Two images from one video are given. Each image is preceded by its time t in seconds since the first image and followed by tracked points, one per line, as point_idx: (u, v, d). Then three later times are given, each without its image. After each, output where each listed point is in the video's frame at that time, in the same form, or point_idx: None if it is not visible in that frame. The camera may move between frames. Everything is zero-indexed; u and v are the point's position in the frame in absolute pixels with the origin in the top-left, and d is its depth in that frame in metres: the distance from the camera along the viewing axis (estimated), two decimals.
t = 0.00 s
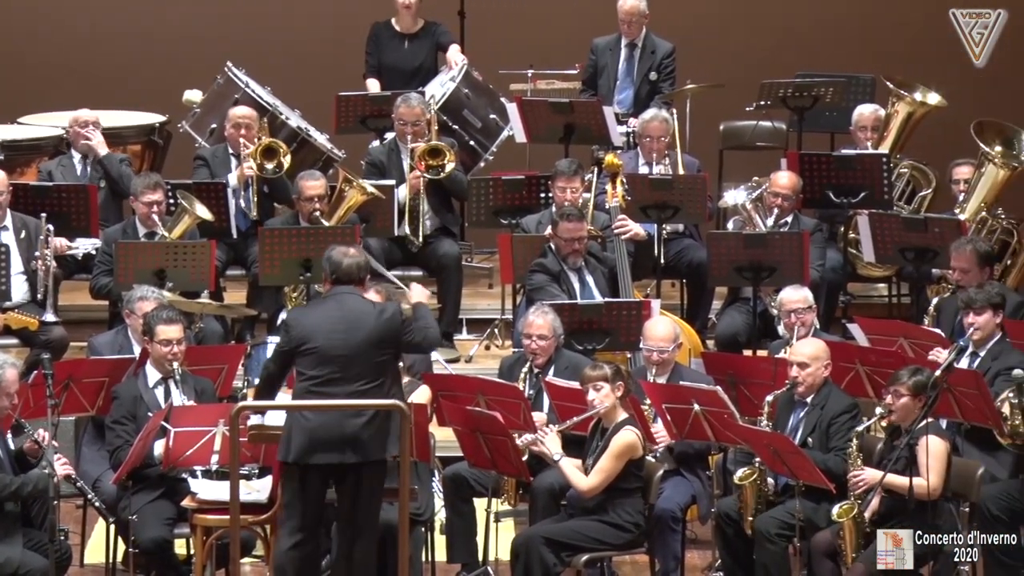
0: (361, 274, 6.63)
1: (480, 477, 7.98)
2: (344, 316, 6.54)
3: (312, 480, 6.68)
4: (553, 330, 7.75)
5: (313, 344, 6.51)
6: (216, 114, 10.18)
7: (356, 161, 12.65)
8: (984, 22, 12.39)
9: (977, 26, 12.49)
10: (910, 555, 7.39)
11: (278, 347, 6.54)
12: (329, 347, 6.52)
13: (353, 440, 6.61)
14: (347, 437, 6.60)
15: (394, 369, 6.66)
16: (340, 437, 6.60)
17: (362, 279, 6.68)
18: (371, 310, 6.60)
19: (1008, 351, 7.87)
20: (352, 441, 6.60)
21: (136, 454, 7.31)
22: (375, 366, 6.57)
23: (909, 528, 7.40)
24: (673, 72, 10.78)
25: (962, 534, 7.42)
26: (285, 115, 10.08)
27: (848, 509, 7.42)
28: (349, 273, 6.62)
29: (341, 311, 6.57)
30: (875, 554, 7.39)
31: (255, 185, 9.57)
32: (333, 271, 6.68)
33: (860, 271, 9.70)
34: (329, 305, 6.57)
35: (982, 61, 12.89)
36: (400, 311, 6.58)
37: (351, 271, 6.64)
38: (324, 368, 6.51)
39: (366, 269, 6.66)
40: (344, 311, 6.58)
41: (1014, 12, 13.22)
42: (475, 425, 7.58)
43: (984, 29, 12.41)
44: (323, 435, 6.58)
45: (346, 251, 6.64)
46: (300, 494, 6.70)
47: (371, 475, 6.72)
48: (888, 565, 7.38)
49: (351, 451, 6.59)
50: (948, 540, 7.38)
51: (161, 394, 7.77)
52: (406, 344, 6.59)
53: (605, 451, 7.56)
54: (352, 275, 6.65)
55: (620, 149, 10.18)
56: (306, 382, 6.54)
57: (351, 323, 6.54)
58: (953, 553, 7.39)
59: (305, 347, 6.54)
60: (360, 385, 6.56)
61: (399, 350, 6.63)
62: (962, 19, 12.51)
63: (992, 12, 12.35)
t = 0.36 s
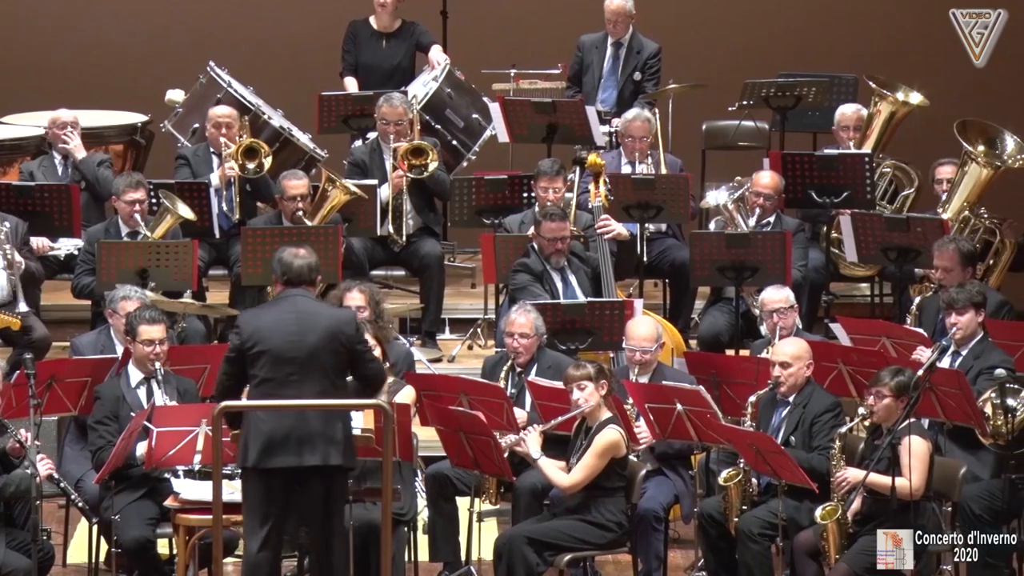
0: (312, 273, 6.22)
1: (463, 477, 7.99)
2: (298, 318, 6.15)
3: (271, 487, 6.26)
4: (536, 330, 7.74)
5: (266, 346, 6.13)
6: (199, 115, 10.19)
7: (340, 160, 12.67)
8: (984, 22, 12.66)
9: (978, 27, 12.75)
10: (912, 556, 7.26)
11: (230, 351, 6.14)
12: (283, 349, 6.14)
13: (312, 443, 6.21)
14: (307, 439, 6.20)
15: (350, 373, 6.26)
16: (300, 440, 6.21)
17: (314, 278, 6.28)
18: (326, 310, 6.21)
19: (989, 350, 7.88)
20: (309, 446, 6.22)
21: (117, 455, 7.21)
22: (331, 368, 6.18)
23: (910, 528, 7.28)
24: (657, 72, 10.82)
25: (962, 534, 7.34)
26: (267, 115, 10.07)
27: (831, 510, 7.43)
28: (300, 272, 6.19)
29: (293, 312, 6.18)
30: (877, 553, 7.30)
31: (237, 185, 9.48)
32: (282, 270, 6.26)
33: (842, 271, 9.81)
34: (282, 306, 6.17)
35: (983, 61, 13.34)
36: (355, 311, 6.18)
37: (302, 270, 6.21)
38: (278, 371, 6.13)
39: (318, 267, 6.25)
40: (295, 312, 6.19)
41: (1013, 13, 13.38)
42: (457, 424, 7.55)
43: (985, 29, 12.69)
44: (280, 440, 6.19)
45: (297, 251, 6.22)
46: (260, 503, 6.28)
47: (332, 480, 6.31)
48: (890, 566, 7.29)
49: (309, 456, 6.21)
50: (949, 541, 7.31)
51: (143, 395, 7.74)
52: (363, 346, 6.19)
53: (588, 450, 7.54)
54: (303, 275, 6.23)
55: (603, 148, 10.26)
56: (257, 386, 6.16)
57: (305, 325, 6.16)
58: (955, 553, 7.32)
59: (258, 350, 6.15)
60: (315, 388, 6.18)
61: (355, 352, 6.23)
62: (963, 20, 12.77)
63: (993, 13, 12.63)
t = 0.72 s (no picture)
0: (259, 274, 6.34)
1: (442, 478, 7.99)
2: (247, 318, 6.27)
3: (227, 487, 6.38)
4: (514, 330, 7.76)
5: (216, 347, 6.23)
6: (178, 115, 10.19)
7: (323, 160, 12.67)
8: (983, 22, 13.08)
9: (976, 27, 13.16)
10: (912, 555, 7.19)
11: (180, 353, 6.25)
12: (233, 349, 6.25)
13: (265, 441, 6.33)
14: (259, 437, 6.32)
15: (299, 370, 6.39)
16: (252, 438, 6.33)
17: (262, 279, 6.39)
18: (274, 310, 6.33)
19: (968, 350, 7.90)
20: (261, 444, 6.34)
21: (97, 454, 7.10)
22: (281, 366, 6.30)
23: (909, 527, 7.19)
24: (630, 71, 10.85)
25: (962, 534, 7.53)
26: (247, 115, 10.08)
27: (810, 511, 7.41)
28: (245, 274, 6.31)
29: (241, 313, 6.29)
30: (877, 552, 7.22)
31: (216, 187, 9.59)
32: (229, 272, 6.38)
33: (821, 271, 9.88)
34: (230, 308, 6.28)
35: (983, 61, 13.51)
36: (303, 310, 6.31)
37: (247, 272, 6.33)
38: (229, 370, 6.24)
39: (265, 268, 6.37)
40: (243, 313, 6.30)
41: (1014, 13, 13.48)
42: (438, 424, 7.46)
43: (984, 29, 13.11)
44: (232, 438, 6.31)
45: (243, 253, 6.34)
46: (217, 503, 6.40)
47: (286, 478, 6.43)
48: (889, 564, 7.21)
49: (263, 454, 6.33)
50: (948, 541, 7.52)
51: (122, 394, 7.71)
52: (311, 343, 6.32)
53: (567, 449, 7.50)
54: (249, 276, 6.35)
55: (582, 149, 10.26)
56: (207, 387, 6.27)
57: (254, 325, 6.27)
58: (954, 553, 7.50)
59: (209, 351, 6.25)
60: (266, 386, 6.30)
61: (303, 349, 6.36)
62: (962, 20, 13.19)
63: (991, 12, 13.06)
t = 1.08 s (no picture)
0: (232, 273, 6.33)
1: (423, 477, 7.97)
2: (222, 319, 6.26)
3: (205, 487, 6.42)
4: (496, 328, 7.75)
5: (193, 348, 6.23)
6: (160, 114, 10.22)
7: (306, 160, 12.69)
8: (984, 22, 12.81)
9: (977, 27, 12.90)
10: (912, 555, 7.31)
11: (156, 355, 6.25)
12: (210, 349, 6.25)
13: (244, 442, 6.35)
14: (237, 438, 6.34)
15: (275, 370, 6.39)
16: (231, 439, 6.34)
17: (235, 279, 6.39)
18: (249, 310, 6.32)
19: (949, 349, 7.90)
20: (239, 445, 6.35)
21: (77, 453, 7.10)
22: (257, 366, 6.31)
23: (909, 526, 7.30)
24: (601, 66, 10.88)
25: (962, 533, 7.49)
26: (228, 114, 10.09)
27: (791, 510, 7.37)
28: (218, 275, 6.30)
29: (216, 313, 6.29)
30: (875, 553, 7.29)
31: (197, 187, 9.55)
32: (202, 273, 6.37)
33: (802, 270, 9.90)
34: (205, 309, 6.27)
35: (983, 62, 13.49)
36: (278, 310, 6.31)
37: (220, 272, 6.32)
38: (206, 371, 6.24)
39: (238, 268, 6.36)
40: (218, 313, 6.30)
41: (1013, 13, 13.51)
42: (419, 424, 7.40)
43: (984, 29, 12.83)
44: (211, 439, 6.33)
45: (215, 253, 6.34)
46: (196, 502, 6.43)
47: (264, 478, 6.46)
48: (888, 565, 7.30)
49: (242, 453, 6.35)
50: (949, 540, 7.50)
51: (102, 392, 7.70)
52: (287, 343, 6.33)
53: (549, 447, 7.49)
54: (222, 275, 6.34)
55: (564, 149, 10.27)
56: (184, 388, 6.26)
57: (229, 325, 6.27)
58: (954, 553, 7.48)
59: (185, 352, 6.25)
60: (243, 386, 6.30)
61: (280, 349, 6.36)
62: (962, 20, 12.91)
63: (992, 12, 12.79)
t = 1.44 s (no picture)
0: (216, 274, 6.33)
1: (406, 475, 7.99)
2: (209, 319, 6.25)
3: (190, 487, 6.39)
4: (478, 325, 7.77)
5: (179, 348, 6.21)
6: (142, 113, 10.21)
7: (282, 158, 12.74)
8: (985, 21, 12.22)
9: (977, 26, 12.35)
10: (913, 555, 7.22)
11: (143, 355, 6.23)
12: (196, 350, 6.23)
13: (229, 442, 6.33)
14: (222, 437, 6.32)
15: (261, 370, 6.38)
16: (216, 439, 6.32)
17: (220, 278, 6.38)
18: (236, 310, 6.31)
19: (932, 348, 7.87)
20: (225, 444, 6.33)
21: (60, 453, 7.09)
22: (243, 367, 6.29)
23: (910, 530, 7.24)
24: (582, 63, 10.96)
25: (961, 534, 7.32)
26: (210, 113, 10.10)
27: (773, 509, 7.38)
28: (202, 275, 6.31)
29: (203, 313, 6.27)
30: (875, 554, 7.24)
31: (180, 186, 9.54)
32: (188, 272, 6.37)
33: (784, 269, 9.92)
34: (192, 308, 6.25)
35: (983, 58, 13.24)
36: (264, 311, 6.29)
37: (205, 272, 6.32)
38: (192, 372, 6.22)
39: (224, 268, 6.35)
40: (205, 313, 6.28)
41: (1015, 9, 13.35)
42: (400, 423, 7.34)
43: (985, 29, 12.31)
44: (196, 439, 6.30)
45: (201, 253, 6.33)
46: (180, 502, 6.40)
47: (248, 478, 6.43)
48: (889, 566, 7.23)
49: (227, 453, 6.32)
50: (949, 541, 7.34)
51: (84, 391, 7.66)
52: (273, 344, 6.32)
53: (532, 446, 7.47)
54: (207, 275, 6.33)
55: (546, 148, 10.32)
56: (170, 388, 6.25)
57: (216, 326, 6.26)
58: (954, 554, 7.31)
59: (171, 352, 6.23)
60: (229, 386, 6.29)
61: (265, 351, 6.35)
62: (963, 18, 12.28)
63: (993, 11, 12.18)
